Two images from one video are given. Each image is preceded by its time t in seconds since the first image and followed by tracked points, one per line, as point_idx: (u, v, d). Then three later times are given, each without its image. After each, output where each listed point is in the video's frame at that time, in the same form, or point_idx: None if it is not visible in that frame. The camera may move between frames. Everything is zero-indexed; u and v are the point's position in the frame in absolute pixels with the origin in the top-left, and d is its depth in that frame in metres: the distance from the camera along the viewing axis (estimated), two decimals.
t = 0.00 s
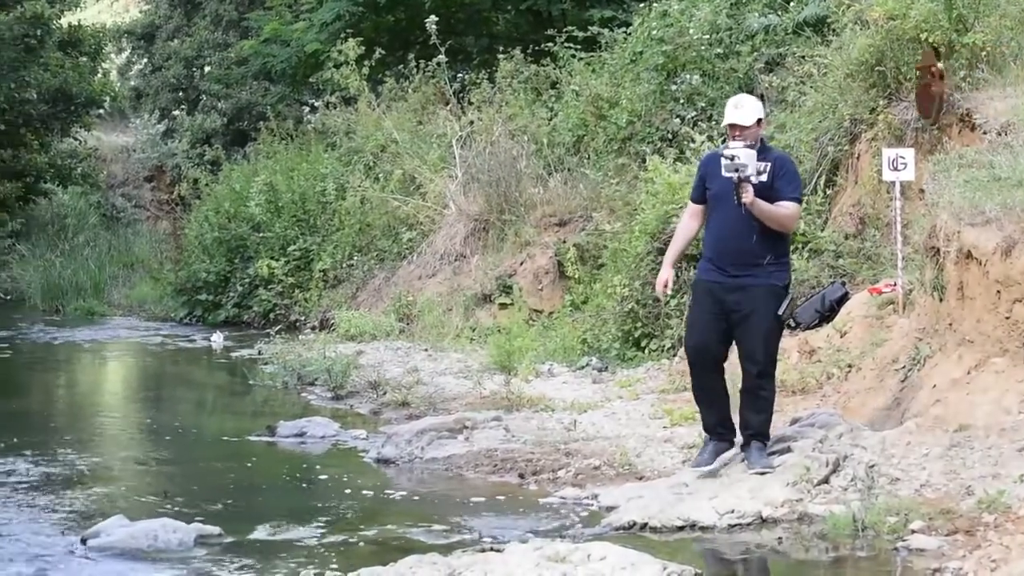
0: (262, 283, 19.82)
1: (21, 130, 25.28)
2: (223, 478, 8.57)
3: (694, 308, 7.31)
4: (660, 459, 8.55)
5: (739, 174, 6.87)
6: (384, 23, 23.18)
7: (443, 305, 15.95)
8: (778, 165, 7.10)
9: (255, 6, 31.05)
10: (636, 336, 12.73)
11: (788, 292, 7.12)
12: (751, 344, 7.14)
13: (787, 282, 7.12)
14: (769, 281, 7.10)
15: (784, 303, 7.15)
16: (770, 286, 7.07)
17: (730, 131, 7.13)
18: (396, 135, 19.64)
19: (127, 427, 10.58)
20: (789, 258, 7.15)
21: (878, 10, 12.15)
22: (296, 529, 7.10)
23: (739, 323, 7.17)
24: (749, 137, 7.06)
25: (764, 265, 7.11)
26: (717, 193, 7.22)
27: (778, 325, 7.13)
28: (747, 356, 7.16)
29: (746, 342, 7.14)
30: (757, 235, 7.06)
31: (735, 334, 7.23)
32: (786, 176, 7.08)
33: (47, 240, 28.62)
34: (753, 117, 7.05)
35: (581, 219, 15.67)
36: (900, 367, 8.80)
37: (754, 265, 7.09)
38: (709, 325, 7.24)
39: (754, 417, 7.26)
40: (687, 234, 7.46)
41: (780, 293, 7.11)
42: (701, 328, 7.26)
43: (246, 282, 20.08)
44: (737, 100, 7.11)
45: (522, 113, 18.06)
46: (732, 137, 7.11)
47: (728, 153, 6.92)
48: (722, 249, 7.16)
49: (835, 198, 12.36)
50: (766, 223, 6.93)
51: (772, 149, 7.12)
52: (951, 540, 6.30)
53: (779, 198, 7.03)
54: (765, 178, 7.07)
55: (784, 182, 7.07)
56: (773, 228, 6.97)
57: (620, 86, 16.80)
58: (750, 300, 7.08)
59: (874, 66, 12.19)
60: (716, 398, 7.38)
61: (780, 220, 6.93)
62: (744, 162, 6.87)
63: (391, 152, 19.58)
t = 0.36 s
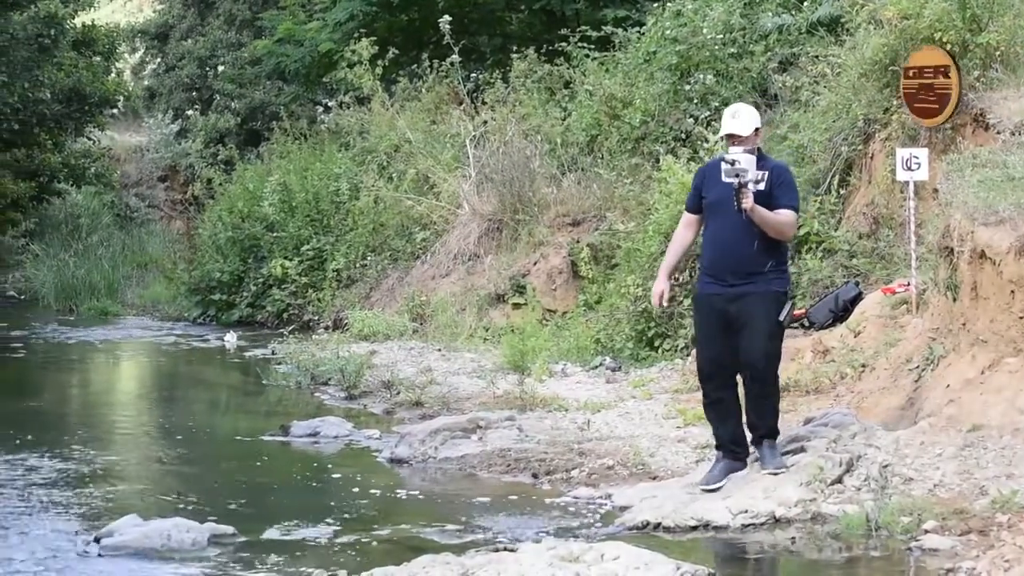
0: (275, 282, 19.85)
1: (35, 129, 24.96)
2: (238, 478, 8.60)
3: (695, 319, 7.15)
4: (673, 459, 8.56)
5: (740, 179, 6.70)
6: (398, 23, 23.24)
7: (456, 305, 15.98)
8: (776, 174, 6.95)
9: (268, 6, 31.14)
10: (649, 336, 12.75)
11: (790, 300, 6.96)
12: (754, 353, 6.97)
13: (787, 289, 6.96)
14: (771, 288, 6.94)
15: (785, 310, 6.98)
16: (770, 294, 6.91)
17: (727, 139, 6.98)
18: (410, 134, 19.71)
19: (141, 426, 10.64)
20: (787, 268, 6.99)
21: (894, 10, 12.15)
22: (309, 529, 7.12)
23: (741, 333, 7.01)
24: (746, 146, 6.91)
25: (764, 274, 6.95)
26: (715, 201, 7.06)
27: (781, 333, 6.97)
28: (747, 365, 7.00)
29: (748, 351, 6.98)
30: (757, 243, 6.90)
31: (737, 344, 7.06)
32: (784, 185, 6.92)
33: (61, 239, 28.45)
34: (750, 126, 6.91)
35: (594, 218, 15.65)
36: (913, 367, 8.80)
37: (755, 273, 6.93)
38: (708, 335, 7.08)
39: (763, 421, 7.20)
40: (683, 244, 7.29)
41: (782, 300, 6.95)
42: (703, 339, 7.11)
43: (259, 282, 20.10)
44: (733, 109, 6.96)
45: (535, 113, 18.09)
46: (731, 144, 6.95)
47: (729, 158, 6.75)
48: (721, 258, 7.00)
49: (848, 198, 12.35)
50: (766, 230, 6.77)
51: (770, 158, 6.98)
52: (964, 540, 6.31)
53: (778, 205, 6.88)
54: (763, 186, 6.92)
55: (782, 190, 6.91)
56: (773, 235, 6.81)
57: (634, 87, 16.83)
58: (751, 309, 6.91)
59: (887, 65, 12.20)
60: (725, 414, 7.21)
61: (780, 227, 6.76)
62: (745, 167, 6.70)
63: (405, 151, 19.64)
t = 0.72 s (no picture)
0: (293, 282, 19.89)
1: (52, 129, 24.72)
2: (255, 477, 8.64)
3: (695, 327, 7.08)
4: (691, 458, 8.57)
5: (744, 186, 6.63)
6: (415, 22, 23.31)
7: (474, 304, 15.99)
8: (781, 181, 6.88)
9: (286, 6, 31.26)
10: (666, 335, 12.76)
11: (790, 310, 6.90)
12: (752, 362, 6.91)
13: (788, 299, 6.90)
14: (772, 297, 6.88)
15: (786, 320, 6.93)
16: (772, 303, 6.86)
17: (733, 145, 6.90)
18: (427, 134, 19.77)
19: (159, 425, 10.70)
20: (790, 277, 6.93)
21: (911, 11, 12.14)
22: (325, 529, 7.16)
23: (740, 342, 6.94)
24: (752, 152, 6.83)
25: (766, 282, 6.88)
26: (719, 209, 6.99)
27: (780, 343, 6.91)
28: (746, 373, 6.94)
29: (747, 360, 6.92)
30: (760, 251, 6.84)
31: (736, 353, 7.00)
32: (790, 192, 6.85)
33: (78, 238, 28.46)
34: (756, 132, 6.82)
35: (612, 218, 15.62)
36: (931, 366, 8.80)
37: (757, 281, 6.87)
38: (710, 343, 7.02)
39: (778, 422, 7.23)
40: (686, 251, 7.23)
41: (783, 310, 6.89)
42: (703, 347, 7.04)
43: (277, 281, 20.13)
44: (739, 115, 6.89)
45: (553, 112, 18.09)
46: (737, 151, 6.88)
47: (734, 164, 6.70)
48: (724, 265, 6.93)
49: (867, 198, 12.35)
50: (770, 237, 6.71)
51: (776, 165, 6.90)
52: (981, 540, 6.30)
53: (783, 213, 6.81)
54: (768, 194, 6.85)
55: (788, 198, 6.84)
56: (777, 243, 6.75)
57: (652, 86, 16.87)
58: (753, 318, 6.86)
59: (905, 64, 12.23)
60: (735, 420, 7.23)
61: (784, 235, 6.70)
62: (750, 173, 6.65)
63: (423, 151, 19.70)
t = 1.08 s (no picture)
0: (308, 280, 19.93)
1: (68, 128, 24.62)
2: (271, 474, 8.68)
3: (706, 331, 7.08)
4: (706, 456, 8.58)
5: (753, 188, 6.62)
6: (431, 20, 23.38)
7: (489, 301, 16.01)
8: (792, 183, 6.87)
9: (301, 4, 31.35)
10: (682, 333, 12.77)
11: (802, 314, 6.90)
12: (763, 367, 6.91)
13: (800, 303, 6.90)
14: (783, 301, 6.87)
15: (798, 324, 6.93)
16: (783, 307, 6.85)
17: (744, 147, 6.90)
18: (443, 132, 19.82)
19: (175, 423, 10.75)
20: (803, 280, 6.92)
21: (927, 7, 12.13)
22: (341, 526, 7.19)
23: (752, 345, 6.94)
24: (763, 154, 6.84)
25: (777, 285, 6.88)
26: (730, 213, 7.00)
27: (792, 347, 6.91)
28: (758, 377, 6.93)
29: (758, 364, 6.92)
30: (772, 254, 6.84)
31: (747, 358, 7.00)
32: (800, 194, 6.84)
33: (93, 236, 28.54)
34: (767, 133, 6.82)
35: (627, 215, 15.59)
36: (947, 363, 8.80)
37: (768, 285, 6.87)
38: (722, 348, 7.02)
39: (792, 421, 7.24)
40: (699, 257, 7.25)
41: (795, 313, 6.89)
42: (714, 351, 7.04)
43: (292, 279, 20.18)
44: (749, 117, 6.89)
45: (568, 110, 18.09)
46: (746, 153, 6.88)
47: (743, 165, 6.70)
48: (735, 269, 6.93)
49: (881, 195, 12.34)
50: (781, 240, 6.70)
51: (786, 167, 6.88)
52: (997, 538, 6.29)
53: (794, 216, 6.80)
54: (779, 196, 6.84)
55: (798, 200, 6.83)
56: (788, 246, 6.74)
57: (667, 83, 16.88)
58: (764, 322, 6.85)
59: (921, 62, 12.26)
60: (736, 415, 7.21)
61: (795, 238, 6.69)
62: (758, 175, 6.64)
63: (438, 148, 19.74)
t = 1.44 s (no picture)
0: (325, 271, 19.99)
1: (86, 120, 24.66)
2: (290, 465, 8.74)
3: (721, 322, 7.10)
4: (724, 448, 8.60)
5: (767, 180, 6.63)
6: (448, 11, 23.54)
7: (507, 293, 16.03)
8: (806, 174, 6.87)
9: None
10: (699, 325, 12.78)
11: (816, 306, 6.92)
12: (778, 358, 6.95)
13: (815, 294, 6.91)
14: (798, 292, 6.90)
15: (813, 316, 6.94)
16: (797, 299, 6.87)
17: (757, 140, 6.91)
18: (460, 123, 19.85)
19: (193, 415, 10.82)
20: (817, 271, 6.93)
21: None
22: (360, 517, 7.24)
23: (766, 337, 6.97)
24: (776, 145, 6.83)
25: (791, 277, 6.89)
26: (744, 205, 7.02)
27: (807, 339, 6.94)
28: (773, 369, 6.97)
29: (773, 355, 6.95)
30: (786, 245, 6.85)
31: (762, 349, 7.03)
32: (814, 185, 6.84)
33: (111, 226, 28.63)
34: (780, 125, 6.83)
35: (645, 207, 15.58)
36: (965, 355, 8.79)
37: (783, 277, 6.88)
38: (737, 341, 7.04)
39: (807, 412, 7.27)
40: (714, 248, 7.28)
41: (810, 305, 6.91)
42: (728, 343, 7.05)
43: (310, 271, 20.24)
44: (763, 109, 6.90)
45: (586, 101, 18.09)
46: (760, 145, 6.88)
47: (756, 158, 6.68)
48: (750, 260, 6.95)
49: (899, 187, 12.33)
50: (795, 232, 6.70)
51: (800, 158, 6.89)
52: (1016, 530, 6.29)
53: (808, 206, 6.81)
54: (793, 187, 6.85)
55: (812, 191, 6.83)
56: (801, 237, 6.74)
57: (684, 75, 16.86)
58: (779, 314, 6.88)
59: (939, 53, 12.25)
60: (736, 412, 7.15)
61: (808, 230, 6.69)
62: (772, 167, 6.61)
63: (455, 140, 19.78)
